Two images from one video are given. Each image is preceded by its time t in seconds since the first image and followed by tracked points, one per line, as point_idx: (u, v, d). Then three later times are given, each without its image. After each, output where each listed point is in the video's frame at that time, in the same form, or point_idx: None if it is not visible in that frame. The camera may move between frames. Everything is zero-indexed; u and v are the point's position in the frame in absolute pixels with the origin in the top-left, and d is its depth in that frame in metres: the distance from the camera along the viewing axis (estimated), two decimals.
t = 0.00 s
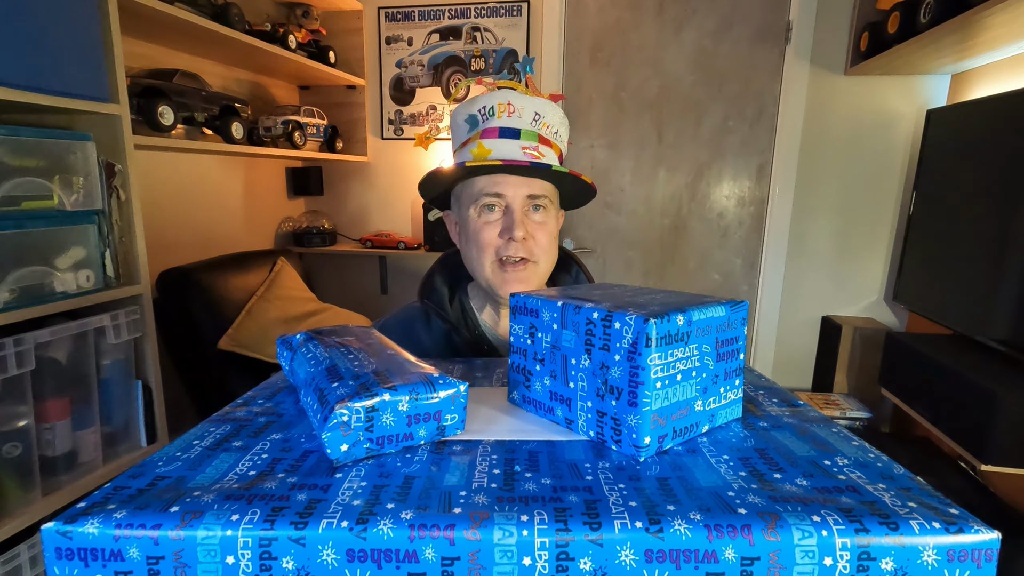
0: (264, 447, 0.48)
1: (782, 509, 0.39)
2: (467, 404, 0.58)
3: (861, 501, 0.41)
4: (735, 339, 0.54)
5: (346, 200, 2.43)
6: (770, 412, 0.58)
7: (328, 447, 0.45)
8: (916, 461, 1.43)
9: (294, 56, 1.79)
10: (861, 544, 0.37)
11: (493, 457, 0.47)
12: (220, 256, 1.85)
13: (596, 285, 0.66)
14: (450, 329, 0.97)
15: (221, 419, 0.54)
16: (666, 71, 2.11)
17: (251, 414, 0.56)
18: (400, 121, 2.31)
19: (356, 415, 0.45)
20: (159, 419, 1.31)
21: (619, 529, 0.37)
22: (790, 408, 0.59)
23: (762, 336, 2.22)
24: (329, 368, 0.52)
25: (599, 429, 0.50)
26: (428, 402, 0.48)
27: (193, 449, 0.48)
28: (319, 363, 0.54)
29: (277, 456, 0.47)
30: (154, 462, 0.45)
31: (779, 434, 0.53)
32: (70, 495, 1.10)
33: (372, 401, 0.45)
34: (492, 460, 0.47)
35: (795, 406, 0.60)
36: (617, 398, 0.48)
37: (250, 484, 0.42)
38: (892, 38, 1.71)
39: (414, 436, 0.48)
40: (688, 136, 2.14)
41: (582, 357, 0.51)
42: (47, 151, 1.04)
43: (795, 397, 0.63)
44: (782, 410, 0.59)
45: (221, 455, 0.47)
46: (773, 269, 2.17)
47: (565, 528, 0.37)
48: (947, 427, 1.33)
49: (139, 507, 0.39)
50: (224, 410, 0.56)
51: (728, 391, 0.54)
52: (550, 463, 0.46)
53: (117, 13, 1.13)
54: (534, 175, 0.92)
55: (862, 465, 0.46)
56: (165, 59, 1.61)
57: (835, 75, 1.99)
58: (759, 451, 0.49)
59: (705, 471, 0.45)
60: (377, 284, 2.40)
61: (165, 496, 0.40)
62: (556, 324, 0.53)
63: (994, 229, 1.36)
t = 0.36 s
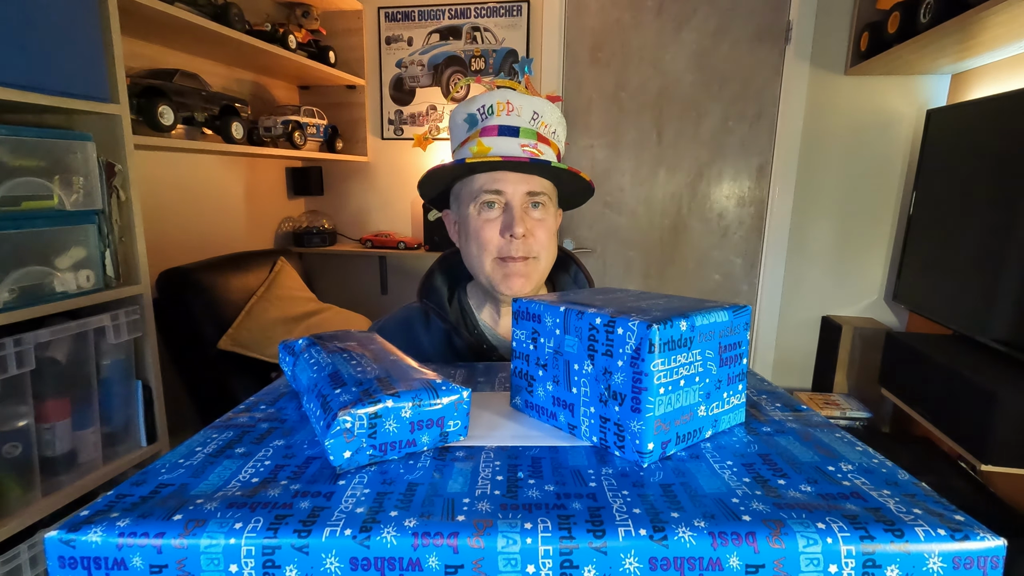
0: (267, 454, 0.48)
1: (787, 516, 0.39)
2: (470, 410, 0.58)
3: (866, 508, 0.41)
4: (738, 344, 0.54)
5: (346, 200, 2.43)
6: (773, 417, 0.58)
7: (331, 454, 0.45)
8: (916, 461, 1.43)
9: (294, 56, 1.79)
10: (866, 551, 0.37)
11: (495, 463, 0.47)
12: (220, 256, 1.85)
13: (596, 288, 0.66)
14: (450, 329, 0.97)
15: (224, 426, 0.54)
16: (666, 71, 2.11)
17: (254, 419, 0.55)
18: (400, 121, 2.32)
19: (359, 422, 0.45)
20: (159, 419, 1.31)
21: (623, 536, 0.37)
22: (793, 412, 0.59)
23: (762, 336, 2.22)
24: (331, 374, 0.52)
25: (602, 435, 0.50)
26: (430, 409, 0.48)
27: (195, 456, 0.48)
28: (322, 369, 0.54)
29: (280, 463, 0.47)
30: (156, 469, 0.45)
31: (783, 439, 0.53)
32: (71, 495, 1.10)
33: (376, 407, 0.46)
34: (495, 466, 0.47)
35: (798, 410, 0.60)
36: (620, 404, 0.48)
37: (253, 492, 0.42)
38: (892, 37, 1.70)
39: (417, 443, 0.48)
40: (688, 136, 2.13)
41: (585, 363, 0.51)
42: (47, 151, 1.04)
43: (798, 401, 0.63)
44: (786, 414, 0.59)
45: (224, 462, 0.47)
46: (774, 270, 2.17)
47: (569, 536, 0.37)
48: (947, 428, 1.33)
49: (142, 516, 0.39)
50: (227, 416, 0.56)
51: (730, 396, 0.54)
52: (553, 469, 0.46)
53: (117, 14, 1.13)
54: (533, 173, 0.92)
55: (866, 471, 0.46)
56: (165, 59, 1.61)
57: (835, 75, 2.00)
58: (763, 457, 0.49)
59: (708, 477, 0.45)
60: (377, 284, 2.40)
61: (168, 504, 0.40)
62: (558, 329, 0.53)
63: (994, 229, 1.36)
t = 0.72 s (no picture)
0: (269, 441, 0.48)
1: (776, 499, 0.39)
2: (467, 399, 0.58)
3: (854, 491, 0.41)
4: (732, 335, 0.54)
5: (346, 200, 2.43)
6: (767, 407, 0.58)
7: (330, 441, 0.45)
8: (916, 461, 1.43)
9: (294, 56, 1.79)
10: (853, 532, 0.37)
11: (493, 450, 0.47)
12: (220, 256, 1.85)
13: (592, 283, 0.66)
14: (450, 326, 0.97)
15: (225, 415, 0.54)
16: (666, 72, 2.11)
17: (255, 410, 0.55)
18: (400, 121, 2.32)
19: (357, 410, 0.45)
20: (159, 419, 1.31)
21: (616, 518, 0.37)
22: (787, 403, 0.59)
23: (762, 336, 2.22)
24: (330, 364, 0.52)
25: (597, 424, 0.50)
26: (428, 397, 0.48)
27: (198, 443, 0.48)
28: (320, 360, 0.54)
29: (281, 450, 0.47)
30: (160, 456, 0.45)
31: (775, 428, 0.53)
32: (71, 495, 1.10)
33: (374, 395, 0.46)
34: (492, 453, 0.47)
35: (791, 401, 0.60)
36: (615, 392, 0.48)
37: (255, 476, 0.42)
38: (892, 37, 1.70)
39: (415, 431, 0.48)
40: (688, 136, 2.13)
41: (580, 353, 0.51)
42: (47, 151, 1.04)
43: (792, 394, 0.63)
44: (779, 405, 0.59)
45: (226, 449, 0.47)
46: (773, 269, 2.17)
47: (564, 517, 0.37)
48: (947, 427, 1.33)
49: (147, 498, 0.39)
50: (229, 406, 0.56)
51: (724, 386, 0.54)
52: (548, 456, 0.46)
53: (117, 14, 1.13)
54: (532, 172, 0.92)
55: (855, 457, 0.46)
56: (165, 59, 1.61)
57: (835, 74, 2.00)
58: (756, 444, 0.49)
59: (701, 463, 0.45)
60: (377, 284, 2.40)
61: (172, 488, 0.40)
62: (555, 320, 0.53)
63: (994, 229, 1.36)
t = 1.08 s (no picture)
0: (273, 430, 0.48)
1: (774, 484, 0.39)
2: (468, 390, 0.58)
3: (851, 477, 0.41)
4: (731, 325, 0.54)
5: (347, 200, 2.43)
6: (764, 398, 0.58)
7: (334, 428, 0.45)
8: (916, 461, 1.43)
9: (294, 56, 1.79)
10: (850, 515, 0.37)
11: (494, 439, 0.47)
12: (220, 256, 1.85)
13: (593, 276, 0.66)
14: (450, 325, 0.97)
15: (229, 406, 0.53)
16: (666, 72, 2.11)
17: (259, 400, 0.55)
18: (400, 121, 2.32)
19: (361, 397, 0.45)
20: (159, 419, 1.31)
21: (616, 502, 0.37)
22: (784, 394, 0.59)
23: (762, 335, 2.22)
24: (333, 354, 0.52)
25: (597, 413, 0.50)
26: (430, 385, 0.48)
27: (203, 432, 0.47)
28: (323, 350, 0.54)
29: (285, 438, 0.47)
30: (166, 443, 0.45)
31: (773, 418, 0.53)
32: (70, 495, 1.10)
33: (378, 382, 0.46)
34: (493, 442, 0.46)
35: (788, 392, 0.60)
36: (615, 381, 0.48)
37: (260, 462, 0.42)
38: (892, 37, 1.70)
39: (417, 419, 0.48)
40: (688, 136, 2.13)
41: (581, 343, 0.51)
42: (47, 151, 1.04)
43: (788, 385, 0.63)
44: (777, 396, 0.59)
45: (231, 437, 0.47)
46: (773, 268, 2.17)
47: (565, 501, 0.37)
48: (947, 427, 1.33)
49: (154, 483, 0.39)
50: (232, 397, 0.56)
51: (723, 376, 0.54)
52: (549, 444, 0.46)
53: (117, 14, 1.13)
54: (534, 172, 0.93)
55: (852, 444, 0.46)
56: (165, 59, 1.61)
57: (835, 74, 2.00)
58: (753, 433, 0.49)
59: (700, 450, 0.45)
60: (377, 284, 2.40)
61: (178, 473, 0.40)
62: (555, 311, 0.53)
63: (994, 229, 1.36)
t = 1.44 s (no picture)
0: (273, 441, 0.48)
1: (785, 506, 0.39)
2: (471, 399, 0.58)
3: (864, 499, 0.41)
4: (740, 337, 0.54)
5: (346, 200, 2.43)
6: (774, 411, 0.58)
7: (335, 441, 0.45)
8: (916, 462, 1.43)
9: (294, 56, 1.80)
10: (863, 541, 0.37)
11: (498, 452, 0.47)
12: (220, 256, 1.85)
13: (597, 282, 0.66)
14: (450, 328, 0.96)
15: (229, 413, 0.54)
16: (666, 72, 2.10)
17: (259, 408, 0.55)
18: (400, 121, 2.32)
19: (363, 411, 0.45)
20: (159, 419, 1.31)
21: (623, 524, 0.37)
22: (794, 407, 0.59)
23: (762, 336, 2.22)
24: (336, 363, 0.52)
25: (603, 426, 0.50)
26: (434, 398, 0.48)
27: (203, 442, 0.48)
28: (326, 358, 0.54)
29: (285, 450, 0.47)
30: (164, 454, 0.45)
31: (783, 432, 0.53)
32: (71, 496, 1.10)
33: (380, 396, 0.45)
34: (497, 455, 0.47)
35: (798, 405, 0.60)
36: (622, 395, 0.48)
37: (258, 477, 0.42)
38: (892, 37, 1.70)
39: (420, 432, 0.48)
40: (688, 136, 2.13)
41: (587, 355, 0.51)
42: (47, 151, 1.04)
43: (799, 397, 0.63)
44: (786, 409, 0.59)
45: (231, 448, 0.47)
46: (774, 269, 2.17)
47: (569, 522, 0.37)
48: (947, 428, 1.33)
49: (150, 498, 0.39)
50: (233, 404, 0.56)
51: (732, 389, 0.54)
52: (554, 459, 0.46)
53: (117, 14, 1.13)
54: (532, 169, 0.92)
55: (865, 464, 0.46)
56: (165, 59, 1.61)
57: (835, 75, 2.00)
58: (763, 449, 0.49)
59: (708, 468, 0.45)
60: (377, 284, 2.40)
61: (175, 487, 0.40)
62: (561, 322, 0.53)
63: (994, 229, 1.36)
